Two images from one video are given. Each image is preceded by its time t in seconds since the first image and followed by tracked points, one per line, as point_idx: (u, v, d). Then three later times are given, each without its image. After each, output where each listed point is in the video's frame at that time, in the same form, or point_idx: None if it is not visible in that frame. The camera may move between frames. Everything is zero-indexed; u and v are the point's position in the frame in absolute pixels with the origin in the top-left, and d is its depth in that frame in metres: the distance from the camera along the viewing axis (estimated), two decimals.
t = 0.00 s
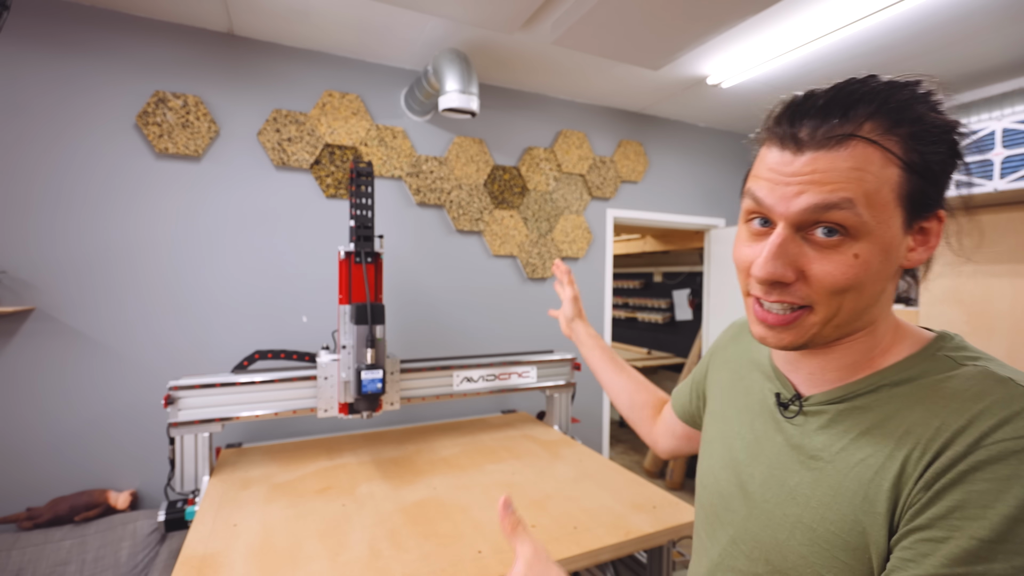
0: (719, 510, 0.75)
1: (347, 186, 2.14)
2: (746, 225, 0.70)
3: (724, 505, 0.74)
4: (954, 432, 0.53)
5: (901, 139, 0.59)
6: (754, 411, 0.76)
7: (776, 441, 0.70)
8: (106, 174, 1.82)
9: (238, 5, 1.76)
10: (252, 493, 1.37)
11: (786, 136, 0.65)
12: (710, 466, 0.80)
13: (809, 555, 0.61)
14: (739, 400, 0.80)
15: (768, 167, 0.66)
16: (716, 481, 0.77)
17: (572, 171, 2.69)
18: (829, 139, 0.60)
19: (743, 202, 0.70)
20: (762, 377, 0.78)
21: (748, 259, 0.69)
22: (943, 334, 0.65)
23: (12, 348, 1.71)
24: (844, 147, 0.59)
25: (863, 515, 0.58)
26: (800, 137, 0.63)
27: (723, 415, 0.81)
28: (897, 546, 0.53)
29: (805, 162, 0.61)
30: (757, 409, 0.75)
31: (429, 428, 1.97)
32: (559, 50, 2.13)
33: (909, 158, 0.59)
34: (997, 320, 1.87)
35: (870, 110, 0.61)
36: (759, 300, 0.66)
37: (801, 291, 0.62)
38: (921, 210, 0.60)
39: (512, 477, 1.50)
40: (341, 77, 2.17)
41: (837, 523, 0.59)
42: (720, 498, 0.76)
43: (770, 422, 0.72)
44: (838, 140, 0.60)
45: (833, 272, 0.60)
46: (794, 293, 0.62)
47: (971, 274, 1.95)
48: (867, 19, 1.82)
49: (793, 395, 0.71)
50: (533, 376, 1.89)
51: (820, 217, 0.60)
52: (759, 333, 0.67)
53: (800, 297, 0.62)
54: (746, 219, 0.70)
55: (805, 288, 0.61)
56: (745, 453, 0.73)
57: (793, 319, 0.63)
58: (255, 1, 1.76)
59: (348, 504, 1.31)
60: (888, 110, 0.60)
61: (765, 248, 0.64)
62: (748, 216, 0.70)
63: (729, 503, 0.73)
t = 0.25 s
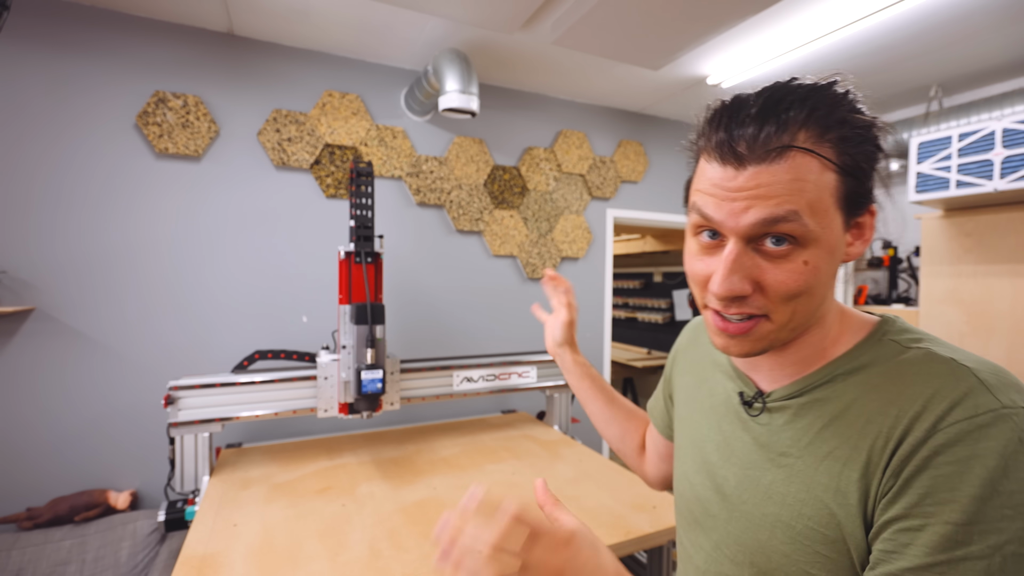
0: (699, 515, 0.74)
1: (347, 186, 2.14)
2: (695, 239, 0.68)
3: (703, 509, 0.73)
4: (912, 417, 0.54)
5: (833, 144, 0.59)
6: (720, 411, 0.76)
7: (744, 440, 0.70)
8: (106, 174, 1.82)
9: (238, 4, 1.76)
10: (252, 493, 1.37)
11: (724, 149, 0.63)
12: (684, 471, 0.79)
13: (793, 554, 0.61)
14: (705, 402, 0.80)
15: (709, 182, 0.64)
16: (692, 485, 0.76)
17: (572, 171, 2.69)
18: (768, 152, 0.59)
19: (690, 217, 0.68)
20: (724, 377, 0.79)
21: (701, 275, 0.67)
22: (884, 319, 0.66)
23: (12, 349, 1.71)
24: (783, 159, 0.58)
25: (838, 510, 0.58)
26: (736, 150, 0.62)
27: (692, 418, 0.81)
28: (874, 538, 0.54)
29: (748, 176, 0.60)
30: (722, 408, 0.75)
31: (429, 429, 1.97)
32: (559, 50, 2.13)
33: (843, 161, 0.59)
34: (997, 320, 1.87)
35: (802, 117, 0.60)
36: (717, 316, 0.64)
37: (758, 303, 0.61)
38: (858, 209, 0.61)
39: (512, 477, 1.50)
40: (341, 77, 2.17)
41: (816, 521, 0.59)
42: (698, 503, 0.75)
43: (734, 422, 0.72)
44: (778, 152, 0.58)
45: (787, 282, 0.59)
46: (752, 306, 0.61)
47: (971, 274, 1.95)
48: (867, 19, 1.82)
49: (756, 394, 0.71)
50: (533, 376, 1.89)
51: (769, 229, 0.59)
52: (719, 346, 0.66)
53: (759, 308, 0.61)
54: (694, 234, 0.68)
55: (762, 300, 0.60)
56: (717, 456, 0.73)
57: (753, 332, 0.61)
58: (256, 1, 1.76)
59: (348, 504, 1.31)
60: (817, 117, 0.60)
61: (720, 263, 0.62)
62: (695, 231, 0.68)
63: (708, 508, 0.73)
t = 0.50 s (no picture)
0: (708, 548, 0.70)
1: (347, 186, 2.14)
2: (659, 261, 0.66)
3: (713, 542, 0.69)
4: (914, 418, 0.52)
5: (779, 141, 0.60)
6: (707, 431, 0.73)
7: (740, 458, 0.67)
8: (106, 174, 1.82)
9: (238, 4, 1.76)
10: (252, 493, 1.37)
11: (673, 163, 0.62)
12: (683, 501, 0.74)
13: None
14: (689, 424, 0.76)
15: (664, 199, 0.62)
16: (694, 518, 0.72)
17: (572, 171, 2.69)
18: (720, 159, 0.58)
19: (651, 238, 0.65)
20: (702, 395, 0.76)
21: (675, 297, 0.64)
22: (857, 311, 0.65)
23: (12, 349, 1.71)
24: (735, 163, 0.57)
25: (862, 528, 0.55)
26: (686, 163, 0.61)
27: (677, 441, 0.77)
28: (905, 554, 0.51)
29: (704, 186, 0.58)
30: (711, 429, 0.72)
31: (429, 429, 1.97)
32: (559, 50, 2.13)
33: (791, 157, 0.59)
34: (997, 319, 1.87)
35: (742, 120, 0.60)
36: (701, 338, 0.61)
37: (740, 317, 0.59)
38: (816, 202, 0.61)
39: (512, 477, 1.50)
40: (341, 77, 2.17)
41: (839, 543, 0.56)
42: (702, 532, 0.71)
43: (725, 439, 0.69)
44: (728, 158, 0.58)
45: (765, 290, 0.58)
46: (734, 321, 0.59)
47: (971, 274, 1.95)
48: (867, 19, 1.82)
49: (743, 410, 0.68)
50: (533, 376, 1.89)
51: (739, 237, 0.57)
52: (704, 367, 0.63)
53: (741, 323, 0.59)
54: (658, 255, 0.66)
55: (743, 313, 0.58)
56: (715, 478, 0.69)
57: (740, 349, 0.59)
58: (256, 1, 1.76)
59: (348, 504, 1.31)
60: (756, 118, 0.60)
61: (695, 281, 0.60)
62: (659, 252, 0.65)
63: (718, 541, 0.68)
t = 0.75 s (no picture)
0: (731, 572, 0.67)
1: (347, 186, 2.14)
2: (653, 278, 0.65)
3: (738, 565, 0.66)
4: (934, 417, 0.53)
5: (766, 151, 0.60)
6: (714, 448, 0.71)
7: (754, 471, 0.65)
8: (106, 174, 1.82)
9: (238, 4, 1.76)
10: (252, 493, 1.37)
11: (662, 178, 0.62)
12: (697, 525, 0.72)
13: None
14: (691, 443, 0.75)
15: (654, 216, 0.62)
16: (711, 542, 0.70)
17: (572, 171, 2.69)
18: (709, 174, 0.58)
19: (643, 255, 0.64)
20: (703, 411, 0.74)
21: (672, 313, 0.64)
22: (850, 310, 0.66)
23: (12, 349, 1.71)
24: (724, 177, 0.57)
25: (898, 535, 0.54)
26: (675, 178, 0.60)
27: (681, 460, 0.75)
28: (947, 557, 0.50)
29: (696, 201, 0.58)
30: (718, 445, 0.70)
31: (430, 429, 1.97)
32: (559, 50, 2.13)
33: (778, 167, 0.60)
34: (998, 319, 1.87)
35: (728, 131, 0.61)
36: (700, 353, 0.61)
37: (738, 331, 0.59)
38: (804, 209, 0.61)
39: (512, 477, 1.50)
40: (341, 77, 2.17)
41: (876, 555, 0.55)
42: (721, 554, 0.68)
43: (734, 453, 0.68)
44: (718, 171, 0.58)
45: (762, 302, 0.58)
46: (732, 335, 0.59)
47: (971, 274, 1.95)
48: (867, 19, 1.82)
49: (750, 423, 0.67)
50: (533, 376, 1.89)
51: (735, 251, 0.57)
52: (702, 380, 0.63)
53: (741, 336, 0.59)
54: (652, 271, 0.65)
55: (739, 327, 0.59)
56: (732, 495, 0.68)
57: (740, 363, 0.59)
58: (256, 1, 1.76)
59: (348, 504, 1.31)
60: (741, 130, 0.61)
61: (692, 297, 0.60)
62: (652, 268, 0.65)
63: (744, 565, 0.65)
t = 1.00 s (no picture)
0: (748, 573, 0.67)
1: (347, 186, 2.14)
2: (691, 263, 0.66)
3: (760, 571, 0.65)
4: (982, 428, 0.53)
5: (826, 142, 0.60)
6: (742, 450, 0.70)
7: (784, 474, 0.65)
8: (106, 173, 1.82)
9: (238, 5, 1.76)
10: (252, 493, 1.37)
11: (714, 161, 0.62)
12: (714, 527, 0.71)
13: None
14: (715, 443, 0.74)
15: (701, 199, 0.63)
16: (728, 543, 0.69)
17: (572, 171, 2.69)
18: (762, 160, 0.59)
19: (685, 238, 0.65)
20: (730, 411, 0.74)
21: (706, 297, 0.64)
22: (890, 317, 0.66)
23: (12, 349, 1.71)
24: (778, 164, 0.58)
25: (936, 545, 0.54)
26: (727, 161, 0.61)
27: (700, 460, 0.75)
28: (992, 572, 0.51)
29: (747, 185, 0.59)
30: (746, 448, 0.70)
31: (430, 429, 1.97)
32: (559, 50, 2.13)
33: (836, 160, 0.60)
34: (998, 319, 1.87)
35: (788, 119, 0.61)
36: (729, 337, 0.61)
37: (776, 322, 0.59)
38: (859, 209, 0.61)
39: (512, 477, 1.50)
40: (341, 77, 2.17)
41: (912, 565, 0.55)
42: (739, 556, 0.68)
43: (764, 454, 0.68)
44: (773, 158, 0.58)
45: (800, 293, 0.58)
46: (769, 324, 0.59)
47: (971, 274, 1.95)
48: (867, 19, 1.82)
49: (782, 425, 0.67)
50: (533, 376, 1.89)
51: (779, 238, 0.58)
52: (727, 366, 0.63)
53: (777, 327, 0.59)
54: (691, 257, 0.65)
55: (776, 317, 0.59)
56: (757, 498, 0.67)
57: (772, 353, 0.59)
58: (256, 1, 1.76)
59: (348, 504, 1.31)
60: (805, 120, 0.61)
61: (732, 284, 0.60)
62: (692, 254, 0.65)
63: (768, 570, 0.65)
